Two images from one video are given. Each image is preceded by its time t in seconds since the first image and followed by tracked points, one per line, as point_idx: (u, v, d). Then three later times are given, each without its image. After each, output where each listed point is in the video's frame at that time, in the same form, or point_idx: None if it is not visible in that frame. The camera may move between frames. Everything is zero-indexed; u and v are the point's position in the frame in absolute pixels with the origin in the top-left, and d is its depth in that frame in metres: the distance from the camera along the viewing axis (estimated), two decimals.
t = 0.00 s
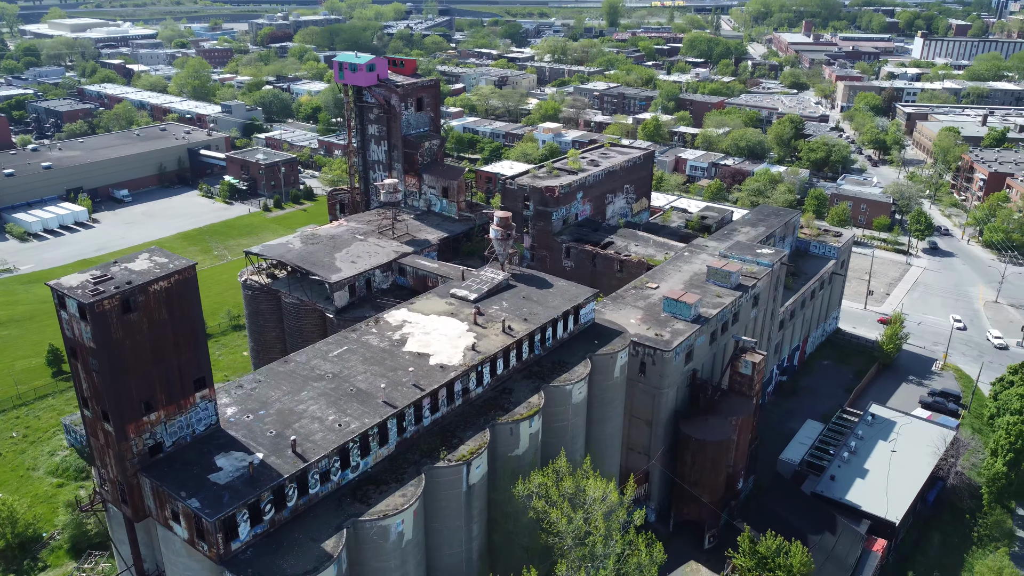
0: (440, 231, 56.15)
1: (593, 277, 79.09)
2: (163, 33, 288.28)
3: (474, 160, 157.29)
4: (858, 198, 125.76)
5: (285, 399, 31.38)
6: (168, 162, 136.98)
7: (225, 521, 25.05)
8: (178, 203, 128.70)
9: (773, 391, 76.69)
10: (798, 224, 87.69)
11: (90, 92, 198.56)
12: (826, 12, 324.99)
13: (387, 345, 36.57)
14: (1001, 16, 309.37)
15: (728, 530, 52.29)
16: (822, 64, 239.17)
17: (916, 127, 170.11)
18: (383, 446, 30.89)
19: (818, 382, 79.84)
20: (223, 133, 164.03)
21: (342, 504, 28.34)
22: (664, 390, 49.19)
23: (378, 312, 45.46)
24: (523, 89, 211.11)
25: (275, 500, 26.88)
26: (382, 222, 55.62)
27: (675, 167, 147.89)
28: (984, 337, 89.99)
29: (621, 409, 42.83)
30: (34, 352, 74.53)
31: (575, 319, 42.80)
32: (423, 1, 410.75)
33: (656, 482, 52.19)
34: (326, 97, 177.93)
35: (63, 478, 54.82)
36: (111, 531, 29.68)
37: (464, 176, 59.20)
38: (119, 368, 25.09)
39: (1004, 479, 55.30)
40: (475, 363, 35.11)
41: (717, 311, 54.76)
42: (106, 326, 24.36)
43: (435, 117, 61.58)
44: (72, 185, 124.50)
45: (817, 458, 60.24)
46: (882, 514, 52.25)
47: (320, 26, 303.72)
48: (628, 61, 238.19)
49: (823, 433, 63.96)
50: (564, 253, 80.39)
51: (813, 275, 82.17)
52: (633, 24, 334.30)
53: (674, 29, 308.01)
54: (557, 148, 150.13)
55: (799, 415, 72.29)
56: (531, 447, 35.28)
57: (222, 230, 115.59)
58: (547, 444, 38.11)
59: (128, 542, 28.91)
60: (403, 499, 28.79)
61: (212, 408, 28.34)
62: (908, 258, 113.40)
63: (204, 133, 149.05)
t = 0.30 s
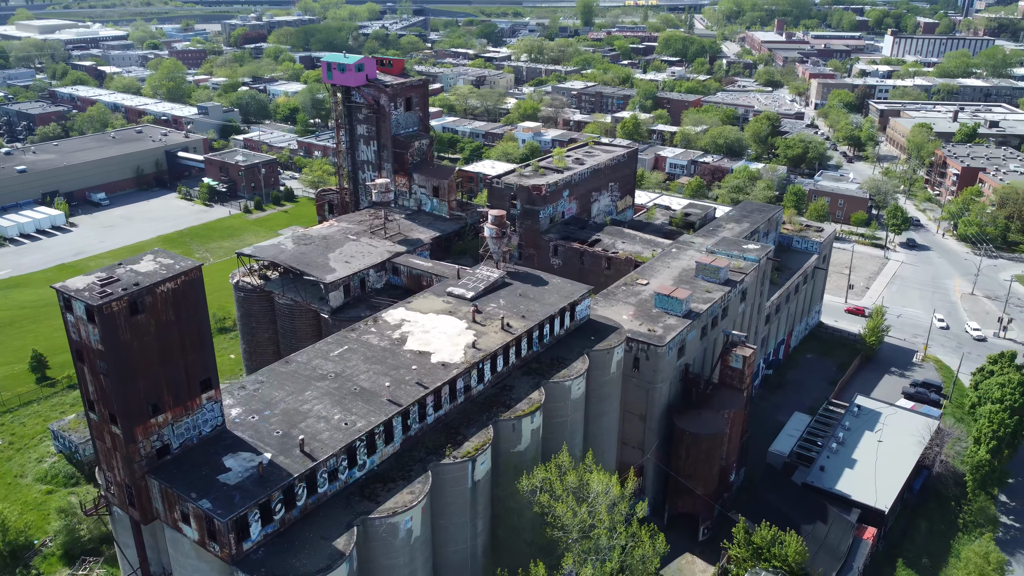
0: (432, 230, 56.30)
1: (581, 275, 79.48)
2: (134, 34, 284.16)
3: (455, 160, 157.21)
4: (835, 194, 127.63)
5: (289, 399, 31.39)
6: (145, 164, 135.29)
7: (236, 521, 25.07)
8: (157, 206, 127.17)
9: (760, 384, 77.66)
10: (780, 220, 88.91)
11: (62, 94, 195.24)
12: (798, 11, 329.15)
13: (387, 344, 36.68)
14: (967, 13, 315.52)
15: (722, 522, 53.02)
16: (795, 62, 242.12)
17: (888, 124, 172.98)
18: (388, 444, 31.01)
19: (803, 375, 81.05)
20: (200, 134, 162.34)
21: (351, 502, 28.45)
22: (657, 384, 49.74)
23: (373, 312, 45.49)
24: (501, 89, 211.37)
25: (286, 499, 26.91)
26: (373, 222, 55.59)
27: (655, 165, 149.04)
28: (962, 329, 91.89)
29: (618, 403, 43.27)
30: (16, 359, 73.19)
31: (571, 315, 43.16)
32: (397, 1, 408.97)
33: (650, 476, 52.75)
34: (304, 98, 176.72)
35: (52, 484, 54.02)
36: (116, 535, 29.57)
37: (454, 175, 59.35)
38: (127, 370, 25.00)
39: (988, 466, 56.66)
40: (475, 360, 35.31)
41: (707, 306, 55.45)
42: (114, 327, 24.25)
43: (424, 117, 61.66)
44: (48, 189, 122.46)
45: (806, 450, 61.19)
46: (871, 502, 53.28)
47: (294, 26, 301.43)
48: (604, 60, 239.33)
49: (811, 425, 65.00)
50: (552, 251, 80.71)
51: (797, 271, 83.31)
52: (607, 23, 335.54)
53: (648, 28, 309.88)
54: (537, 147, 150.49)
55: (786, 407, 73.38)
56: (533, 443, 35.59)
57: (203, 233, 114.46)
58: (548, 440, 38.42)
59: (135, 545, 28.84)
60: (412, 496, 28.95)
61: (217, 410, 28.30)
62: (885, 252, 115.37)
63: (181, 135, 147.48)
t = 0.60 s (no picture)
0: (424, 230, 56.41)
1: (570, 273, 79.78)
2: (106, 36, 279.89)
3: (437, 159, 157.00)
4: (815, 189, 129.26)
5: (295, 399, 31.41)
6: (124, 167, 133.74)
7: (250, 521, 25.11)
8: (136, 209, 125.67)
9: (748, 379, 78.59)
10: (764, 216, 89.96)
11: (34, 97, 192.03)
12: (771, 9, 332.43)
13: (389, 343, 36.79)
14: (936, 11, 320.43)
15: (716, 515, 53.70)
16: (771, 60, 244.41)
17: (864, 120, 175.49)
18: (395, 442, 31.14)
19: (790, 369, 82.11)
20: (178, 136, 160.71)
21: (361, 500, 28.56)
22: (652, 379, 50.05)
23: (370, 312, 45.47)
24: (480, 89, 211.35)
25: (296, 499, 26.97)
26: (366, 222, 55.50)
27: (636, 164, 150.10)
28: (942, 321, 93.66)
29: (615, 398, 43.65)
30: None
31: (569, 312, 43.50)
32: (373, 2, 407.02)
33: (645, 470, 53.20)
34: (282, 98, 175.13)
35: (43, 490, 53.20)
36: (122, 538, 29.51)
37: (446, 174, 59.48)
38: (137, 372, 24.94)
39: (973, 454, 57.86)
40: (478, 357, 35.54)
41: (699, 301, 56.09)
42: (124, 330, 24.18)
43: (414, 117, 61.71)
44: (25, 193, 120.57)
45: (796, 442, 62.09)
46: (862, 492, 54.23)
47: (269, 27, 298.91)
48: (582, 59, 240.20)
49: (800, 417, 65.95)
50: (540, 249, 80.98)
51: (782, 266, 84.37)
52: (584, 23, 336.46)
53: (624, 27, 311.32)
54: (519, 146, 150.62)
55: (775, 401, 74.35)
56: (535, 439, 35.89)
57: (184, 235, 113.28)
58: (548, 436, 38.70)
59: (144, 547, 28.77)
60: (420, 493, 29.12)
61: (225, 410, 28.29)
62: (865, 246, 117.13)
63: (160, 137, 146.00)
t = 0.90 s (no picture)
0: (417, 229, 56.52)
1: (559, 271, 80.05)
2: (77, 37, 275.53)
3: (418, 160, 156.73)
4: (794, 186, 130.78)
5: (300, 399, 31.47)
6: (101, 170, 132.27)
7: (263, 522, 25.14)
8: (116, 212, 124.12)
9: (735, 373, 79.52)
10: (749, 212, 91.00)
11: (6, 99, 188.72)
12: (745, 8, 335.51)
13: (390, 342, 36.91)
14: (906, 8, 325.36)
15: (711, 507, 54.34)
16: (746, 59, 246.56)
17: (839, 118, 177.98)
18: (401, 440, 31.27)
19: (776, 363, 83.21)
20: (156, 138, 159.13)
21: (370, 498, 28.70)
22: (647, 375, 50.49)
23: (366, 312, 45.48)
24: (459, 88, 211.25)
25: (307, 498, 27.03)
26: (359, 222, 55.45)
27: (617, 163, 151.17)
28: (922, 313, 95.45)
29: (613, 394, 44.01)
30: None
31: (565, 309, 43.81)
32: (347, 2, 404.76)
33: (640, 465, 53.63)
34: (260, 99, 173.74)
35: (34, 497, 52.43)
36: (129, 542, 29.44)
37: (437, 174, 59.63)
38: (147, 374, 24.90)
39: (958, 444, 59.10)
40: (480, 355, 35.77)
41: (690, 297, 56.73)
42: (134, 331, 24.11)
43: (404, 117, 61.75)
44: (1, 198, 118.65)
45: (786, 435, 63.00)
46: (852, 482, 55.22)
47: (244, 28, 296.22)
48: (560, 59, 240.99)
49: (788, 410, 66.92)
50: (529, 248, 81.21)
51: (767, 261, 85.45)
52: (560, 22, 337.15)
53: (600, 27, 312.58)
54: (500, 145, 150.75)
55: (763, 394, 75.32)
56: (537, 436, 36.18)
57: (166, 239, 112.06)
58: (548, 433, 38.95)
59: (152, 550, 28.70)
60: (429, 490, 29.31)
61: (232, 411, 28.30)
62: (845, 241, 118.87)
63: (137, 139, 144.58)
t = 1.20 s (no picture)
0: (410, 229, 56.61)
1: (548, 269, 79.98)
2: (48, 39, 271.02)
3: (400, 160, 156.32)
4: (774, 182, 132.23)
5: (306, 399, 31.52)
6: (79, 173, 130.41)
7: (275, 521, 25.16)
8: (95, 216, 122.48)
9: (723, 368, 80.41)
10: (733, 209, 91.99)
11: None
12: (719, 7, 338.45)
13: (391, 341, 37.03)
14: (876, 7, 330.31)
15: (705, 501, 54.95)
16: (722, 57, 248.66)
17: (816, 115, 180.22)
18: (407, 438, 31.42)
19: (763, 357, 84.27)
20: (133, 141, 157.08)
21: (379, 496, 28.86)
22: (641, 370, 51.02)
23: (363, 313, 45.46)
24: (438, 88, 210.91)
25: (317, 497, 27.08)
26: (352, 223, 55.40)
27: (598, 161, 151.95)
28: (903, 307, 97.09)
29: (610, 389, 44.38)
30: None
31: (563, 306, 44.12)
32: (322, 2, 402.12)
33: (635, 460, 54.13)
34: (238, 100, 172.33)
35: (24, 505, 51.56)
36: (136, 545, 29.38)
37: (429, 173, 59.72)
38: (157, 376, 24.83)
39: (943, 433, 60.30)
40: (481, 353, 35.97)
41: (681, 293, 57.33)
42: (145, 333, 24.07)
43: (394, 117, 61.72)
44: None
45: (775, 428, 63.87)
46: (842, 473, 56.17)
47: (218, 29, 293.27)
48: (538, 58, 241.41)
49: (777, 404, 67.84)
50: (518, 246, 81.30)
51: (753, 258, 86.40)
52: (537, 21, 337.47)
53: (577, 26, 313.39)
54: (482, 145, 150.86)
55: (751, 388, 76.27)
56: (540, 431, 36.49)
57: (148, 242, 110.79)
58: (549, 429, 39.26)
59: (161, 552, 28.66)
60: (437, 487, 29.50)
61: (240, 413, 28.32)
62: (826, 237, 120.52)
63: (115, 142, 142.84)
